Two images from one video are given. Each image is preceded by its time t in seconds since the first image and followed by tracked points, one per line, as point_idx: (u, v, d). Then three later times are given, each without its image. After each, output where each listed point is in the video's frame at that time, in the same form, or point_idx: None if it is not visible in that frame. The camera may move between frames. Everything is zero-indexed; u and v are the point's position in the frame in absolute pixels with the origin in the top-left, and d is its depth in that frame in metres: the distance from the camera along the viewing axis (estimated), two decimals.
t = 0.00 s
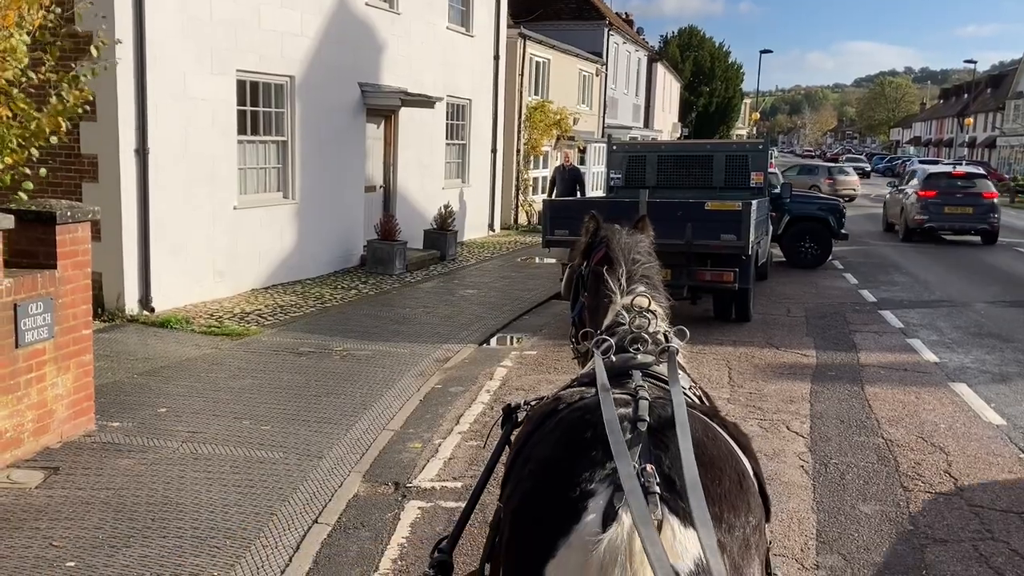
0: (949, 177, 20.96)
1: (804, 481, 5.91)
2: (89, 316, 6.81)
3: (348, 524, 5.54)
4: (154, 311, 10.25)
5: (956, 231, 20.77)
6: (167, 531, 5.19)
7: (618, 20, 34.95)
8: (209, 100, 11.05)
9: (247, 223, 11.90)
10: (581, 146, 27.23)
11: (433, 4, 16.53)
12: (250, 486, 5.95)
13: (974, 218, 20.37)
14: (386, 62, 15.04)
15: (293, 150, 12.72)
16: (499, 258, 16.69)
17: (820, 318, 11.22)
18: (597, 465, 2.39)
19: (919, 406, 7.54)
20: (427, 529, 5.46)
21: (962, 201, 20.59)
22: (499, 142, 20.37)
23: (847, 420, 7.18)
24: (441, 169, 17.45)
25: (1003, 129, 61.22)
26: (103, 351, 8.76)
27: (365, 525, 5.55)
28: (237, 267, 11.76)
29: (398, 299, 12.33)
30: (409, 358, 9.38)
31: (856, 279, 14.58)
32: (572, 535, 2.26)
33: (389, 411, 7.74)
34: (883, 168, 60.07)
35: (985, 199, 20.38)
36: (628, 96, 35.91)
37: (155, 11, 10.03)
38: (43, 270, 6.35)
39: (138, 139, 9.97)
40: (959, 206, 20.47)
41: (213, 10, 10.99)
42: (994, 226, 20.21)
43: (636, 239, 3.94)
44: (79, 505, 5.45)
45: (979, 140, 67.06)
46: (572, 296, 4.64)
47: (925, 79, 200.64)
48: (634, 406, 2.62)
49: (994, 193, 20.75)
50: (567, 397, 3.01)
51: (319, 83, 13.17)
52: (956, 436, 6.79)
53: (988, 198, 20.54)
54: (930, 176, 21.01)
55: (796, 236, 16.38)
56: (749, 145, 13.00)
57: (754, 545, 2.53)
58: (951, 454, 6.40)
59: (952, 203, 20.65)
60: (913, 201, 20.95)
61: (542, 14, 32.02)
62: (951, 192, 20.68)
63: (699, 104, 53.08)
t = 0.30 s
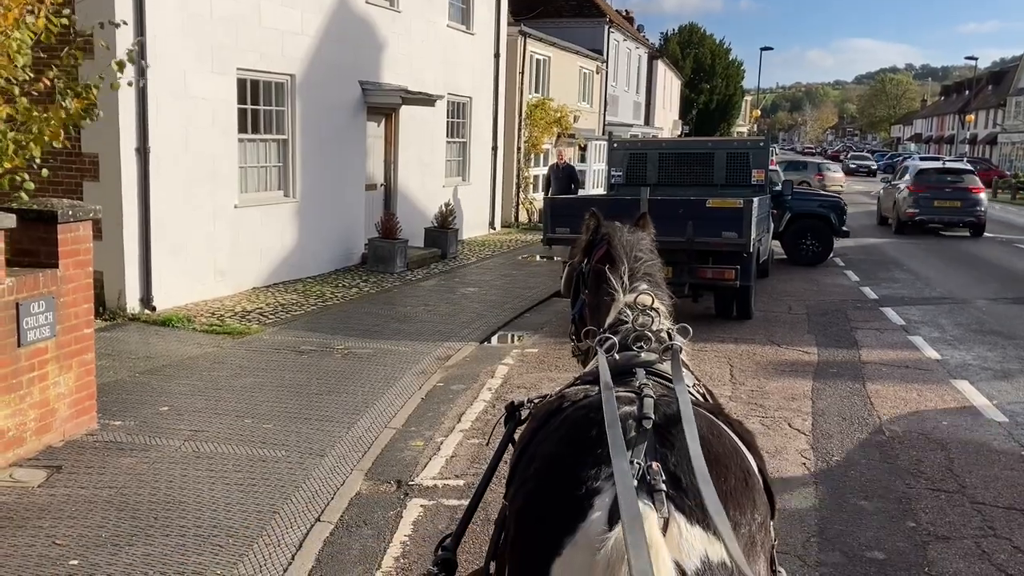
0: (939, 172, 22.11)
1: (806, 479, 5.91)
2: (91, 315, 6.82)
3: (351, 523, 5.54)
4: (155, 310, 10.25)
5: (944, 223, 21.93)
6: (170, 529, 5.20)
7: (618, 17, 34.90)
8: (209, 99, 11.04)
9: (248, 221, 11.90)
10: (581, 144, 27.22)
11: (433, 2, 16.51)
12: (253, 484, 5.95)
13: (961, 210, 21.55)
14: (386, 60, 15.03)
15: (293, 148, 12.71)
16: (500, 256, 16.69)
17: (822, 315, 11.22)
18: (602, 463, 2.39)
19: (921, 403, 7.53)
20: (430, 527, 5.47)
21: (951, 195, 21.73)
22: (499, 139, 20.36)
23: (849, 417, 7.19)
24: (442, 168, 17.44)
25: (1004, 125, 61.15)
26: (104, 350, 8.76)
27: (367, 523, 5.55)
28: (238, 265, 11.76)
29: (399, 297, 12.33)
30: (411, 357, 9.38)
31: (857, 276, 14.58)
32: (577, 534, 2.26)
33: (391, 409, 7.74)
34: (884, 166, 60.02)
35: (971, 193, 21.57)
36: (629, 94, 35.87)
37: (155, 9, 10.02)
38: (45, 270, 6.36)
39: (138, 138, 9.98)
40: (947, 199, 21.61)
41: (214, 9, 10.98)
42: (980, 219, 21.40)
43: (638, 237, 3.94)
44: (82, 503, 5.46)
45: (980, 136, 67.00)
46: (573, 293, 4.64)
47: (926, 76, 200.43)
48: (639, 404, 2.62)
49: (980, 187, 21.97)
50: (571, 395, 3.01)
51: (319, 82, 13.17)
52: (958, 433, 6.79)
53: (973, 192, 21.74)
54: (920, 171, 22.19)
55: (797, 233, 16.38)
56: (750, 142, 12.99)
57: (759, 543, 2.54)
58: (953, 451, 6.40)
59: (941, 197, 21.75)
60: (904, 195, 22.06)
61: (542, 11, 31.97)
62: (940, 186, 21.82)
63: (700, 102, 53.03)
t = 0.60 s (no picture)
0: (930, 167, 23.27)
1: (808, 476, 5.91)
2: (92, 314, 6.81)
3: (353, 521, 5.54)
4: (156, 309, 10.25)
5: (935, 216, 23.04)
6: (172, 528, 5.20)
7: (619, 14, 34.85)
8: (210, 97, 11.04)
9: (249, 220, 11.90)
10: (582, 141, 27.20)
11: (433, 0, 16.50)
12: (255, 482, 5.96)
13: (950, 204, 22.66)
14: (386, 58, 15.02)
15: (294, 147, 12.71)
16: (500, 253, 16.69)
17: (823, 312, 11.22)
18: (608, 461, 2.39)
19: (922, 400, 7.53)
20: (432, 526, 5.47)
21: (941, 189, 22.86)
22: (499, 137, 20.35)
23: (850, 414, 7.19)
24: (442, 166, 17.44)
25: (1005, 121, 61.11)
26: (106, 349, 8.76)
27: (370, 521, 5.55)
28: (239, 264, 11.76)
29: (400, 295, 12.33)
30: (412, 355, 9.38)
31: (858, 273, 14.59)
32: (583, 532, 2.26)
33: (393, 407, 7.74)
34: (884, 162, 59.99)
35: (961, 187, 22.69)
36: (629, 91, 35.85)
37: (155, 8, 10.02)
38: (46, 269, 6.36)
39: (139, 137, 9.97)
40: (938, 193, 22.74)
41: (214, 7, 10.97)
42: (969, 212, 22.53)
43: (638, 235, 3.93)
44: (84, 503, 5.46)
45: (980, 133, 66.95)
46: (572, 290, 4.63)
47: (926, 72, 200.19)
48: (644, 402, 2.62)
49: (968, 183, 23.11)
50: (575, 394, 3.00)
51: (320, 80, 13.17)
52: (961, 430, 6.79)
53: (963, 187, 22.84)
54: (912, 167, 23.34)
55: (798, 230, 16.38)
56: (750, 139, 12.99)
57: (767, 539, 2.55)
58: (955, 448, 6.40)
59: (932, 191, 22.89)
60: (897, 188, 23.20)
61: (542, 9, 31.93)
62: (930, 181, 22.97)
63: (700, 99, 53.00)
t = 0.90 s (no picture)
0: (919, 164, 24.10)
1: (808, 473, 5.91)
2: (92, 313, 6.80)
3: (353, 519, 5.54)
4: (155, 307, 10.24)
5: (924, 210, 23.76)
6: (173, 527, 5.19)
7: (617, 12, 34.82)
8: (208, 95, 11.02)
9: (248, 218, 11.88)
10: (580, 139, 27.20)
11: None
12: (255, 481, 5.95)
13: (939, 198, 23.43)
14: (385, 55, 15.00)
15: (292, 145, 12.69)
16: (499, 251, 16.69)
17: (822, 309, 11.22)
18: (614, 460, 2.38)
19: (922, 396, 7.53)
20: (433, 523, 5.46)
21: (929, 184, 23.60)
22: (498, 135, 20.34)
23: (850, 411, 7.19)
24: (441, 163, 17.43)
25: (1003, 118, 61.15)
26: (104, 348, 8.76)
27: (370, 519, 5.55)
28: (237, 262, 11.74)
29: (399, 293, 12.32)
30: (412, 353, 9.37)
31: (857, 270, 14.59)
32: (588, 531, 2.26)
33: (393, 405, 7.74)
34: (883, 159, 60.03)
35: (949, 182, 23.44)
36: (628, 88, 35.86)
37: (153, 6, 9.99)
38: (45, 268, 6.35)
39: (137, 135, 9.96)
40: (927, 187, 23.48)
41: (212, 5, 10.95)
42: (957, 205, 23.32)
43: (639, 232, 3.93)
44: (84, 501, 5.45)
45: (978, 130, 66.99)
46: (573, 288, 4.62)
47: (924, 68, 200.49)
48: (648, 400, 2.61)
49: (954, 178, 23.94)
50: (578, 391, 2.99)
51: (318, 78, 13.15)
52: (961, 426, 6.79)
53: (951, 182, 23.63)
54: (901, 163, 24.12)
55: (797, 227, 16.39)
56: (749, 136, 12.99)
57: (771, 537, 2.55)
58: (955, 444, 6.40)
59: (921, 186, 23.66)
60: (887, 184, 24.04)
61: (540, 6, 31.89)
62: (920, 177, 23.76)
63: (698, 96, 52.99)
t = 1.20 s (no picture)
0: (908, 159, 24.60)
1: (805, 470, 5.92)
2: (88, 312, 6.80)
3: (351, 516, 5.55)
4: (151, 306, 10.24)
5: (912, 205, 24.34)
6: (170, 525, 5.19)
7: (613, 10, 34.81)
8: (204, 93, 11.00)
9: (244, 217, 11.87)
10: (577, 137, 27.20)
11: None
12: (252, 479, 5.95)
13: (927, 193, 24.03)
14: (381, 54, 14.99)
15: (288, 143, 12.69)
16: (496, 250, 16.69)
17: (819, 306, 11.24)
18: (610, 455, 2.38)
19: (918, 392, 7.56)
20: (430, 521, 5.47)
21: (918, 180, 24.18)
22: (494, 133, 20.33)
23: (846, 408, 7.20)
24: (438, 161, 17.42)
25: (999, 115, 61.28)
26: (101, 347, 8.75)
27: (368, 517, 5.56)
28: (234, 261, 11.73)
29: (396, 291, 12.31)
30: (409, 351, 9.37)
31: (853, 267, 14.62)
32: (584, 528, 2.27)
33: (390, 403, 7.74)
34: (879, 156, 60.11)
35: (936, 177, 24.09)
36: (624, 86, 35.86)
37: (148, 5, 9.98)
38: (42, 266, 6.34)
39: (133, 134, 9.94)
40: (915, 183, 24.09)
41: (208, 3, 10.94)
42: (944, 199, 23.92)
43: (636, 229, 3.93)
44: (81, 500, 5.45)
45: (974, 127, 67.11)
46: (570, 284, 4.63)
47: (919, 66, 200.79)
48: (643, 396, 2.61)
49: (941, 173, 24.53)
50: (574, 388, 2.99)
51: (314, 76, 13.14)
52: (957, 422, 6.81)
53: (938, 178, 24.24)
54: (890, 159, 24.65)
55: (793, 225, 16.41)
56: (746, 134, 13.00)
57: (766, 534, 2.54)
58: (951, 440, 6.42)
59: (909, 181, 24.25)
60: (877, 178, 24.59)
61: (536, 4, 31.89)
62: (907, 172, 24.34)
63: (694, 94, 53.02)
